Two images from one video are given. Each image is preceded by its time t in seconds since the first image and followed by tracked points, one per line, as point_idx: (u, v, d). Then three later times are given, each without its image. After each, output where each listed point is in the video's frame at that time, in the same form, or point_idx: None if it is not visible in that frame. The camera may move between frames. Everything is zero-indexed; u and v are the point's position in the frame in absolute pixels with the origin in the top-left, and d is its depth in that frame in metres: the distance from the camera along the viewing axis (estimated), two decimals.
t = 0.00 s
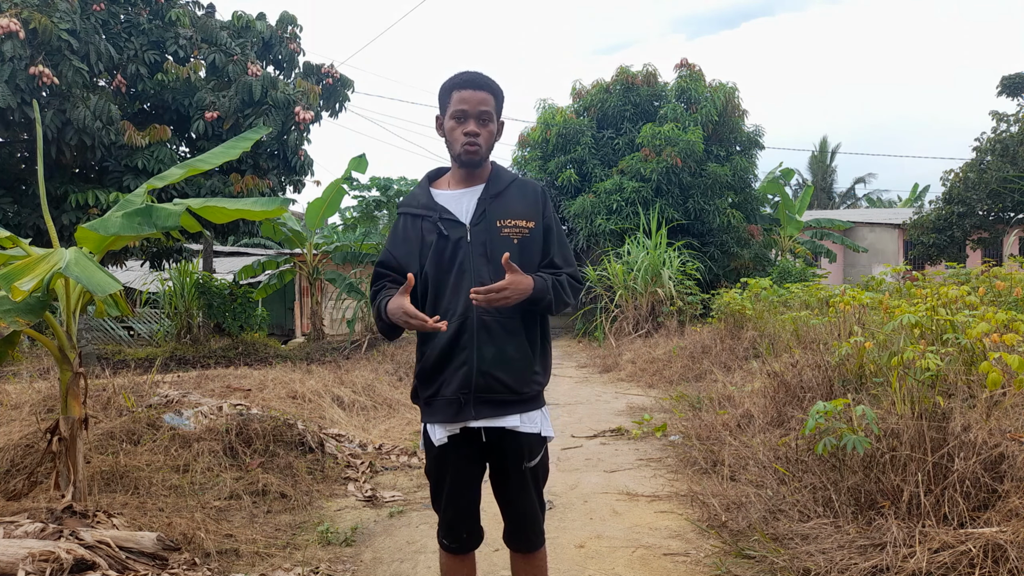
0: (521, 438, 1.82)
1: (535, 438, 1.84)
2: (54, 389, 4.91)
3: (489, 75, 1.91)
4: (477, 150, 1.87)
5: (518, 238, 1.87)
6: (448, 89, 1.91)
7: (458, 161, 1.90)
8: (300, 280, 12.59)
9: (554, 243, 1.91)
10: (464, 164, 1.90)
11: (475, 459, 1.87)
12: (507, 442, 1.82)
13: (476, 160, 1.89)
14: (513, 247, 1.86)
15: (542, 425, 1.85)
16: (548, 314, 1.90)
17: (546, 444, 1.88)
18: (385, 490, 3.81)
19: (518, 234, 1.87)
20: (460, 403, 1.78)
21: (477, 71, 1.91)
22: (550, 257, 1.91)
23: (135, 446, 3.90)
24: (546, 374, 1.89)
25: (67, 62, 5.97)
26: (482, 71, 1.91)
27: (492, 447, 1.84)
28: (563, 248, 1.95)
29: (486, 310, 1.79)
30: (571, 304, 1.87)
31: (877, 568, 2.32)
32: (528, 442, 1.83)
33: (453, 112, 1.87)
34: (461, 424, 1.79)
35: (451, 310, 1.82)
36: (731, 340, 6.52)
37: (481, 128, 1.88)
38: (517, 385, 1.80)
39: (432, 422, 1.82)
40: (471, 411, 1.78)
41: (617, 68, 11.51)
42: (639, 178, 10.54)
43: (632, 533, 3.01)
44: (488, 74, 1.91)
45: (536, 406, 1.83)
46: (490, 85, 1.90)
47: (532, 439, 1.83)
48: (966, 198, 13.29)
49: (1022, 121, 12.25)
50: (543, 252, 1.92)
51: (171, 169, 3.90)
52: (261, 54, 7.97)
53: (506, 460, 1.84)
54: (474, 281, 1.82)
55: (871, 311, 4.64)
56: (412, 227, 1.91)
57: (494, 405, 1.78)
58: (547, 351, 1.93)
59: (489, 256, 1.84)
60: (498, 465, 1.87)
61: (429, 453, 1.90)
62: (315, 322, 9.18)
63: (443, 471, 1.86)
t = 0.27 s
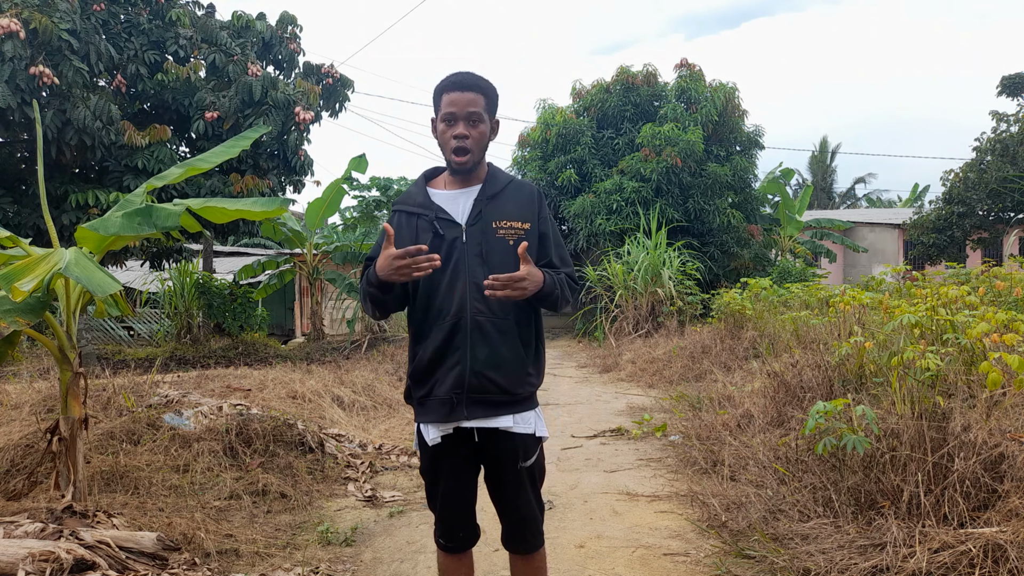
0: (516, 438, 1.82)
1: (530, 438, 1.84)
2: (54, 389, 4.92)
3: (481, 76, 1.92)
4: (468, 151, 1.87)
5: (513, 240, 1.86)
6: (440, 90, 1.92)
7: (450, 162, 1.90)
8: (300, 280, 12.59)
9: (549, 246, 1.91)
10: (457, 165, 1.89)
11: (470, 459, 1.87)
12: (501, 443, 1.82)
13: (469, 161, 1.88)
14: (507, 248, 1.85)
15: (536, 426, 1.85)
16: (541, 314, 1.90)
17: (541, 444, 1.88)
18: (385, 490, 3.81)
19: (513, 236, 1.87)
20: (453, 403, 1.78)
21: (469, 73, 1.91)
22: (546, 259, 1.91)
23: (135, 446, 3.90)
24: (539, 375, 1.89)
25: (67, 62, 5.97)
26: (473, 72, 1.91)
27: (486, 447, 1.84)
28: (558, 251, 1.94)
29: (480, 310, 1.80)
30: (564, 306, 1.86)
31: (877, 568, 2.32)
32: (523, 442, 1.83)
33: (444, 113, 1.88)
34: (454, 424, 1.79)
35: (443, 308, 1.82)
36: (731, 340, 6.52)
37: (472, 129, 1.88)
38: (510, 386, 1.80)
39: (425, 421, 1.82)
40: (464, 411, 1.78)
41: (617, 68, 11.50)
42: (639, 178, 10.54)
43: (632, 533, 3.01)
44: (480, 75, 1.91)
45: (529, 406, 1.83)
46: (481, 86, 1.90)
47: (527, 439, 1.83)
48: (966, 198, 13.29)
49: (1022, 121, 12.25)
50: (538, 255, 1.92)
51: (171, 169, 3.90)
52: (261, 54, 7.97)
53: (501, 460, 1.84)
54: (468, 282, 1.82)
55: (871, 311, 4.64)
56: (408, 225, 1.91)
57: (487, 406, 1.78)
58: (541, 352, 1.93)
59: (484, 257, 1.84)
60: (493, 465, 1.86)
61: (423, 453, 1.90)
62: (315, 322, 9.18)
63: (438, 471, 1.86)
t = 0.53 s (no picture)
0: (514, 437, 1.81)
1: (528, 437, 1.84)
2: (54, 389, 4.91)
3: (482, 76, 1.91)
4: (469, 153, 1.87)
5: (508, 240, 1.87)
6: (440, 90, 1.91)
7: (449, 162, 1.90)
8: (300, 280, 12.59)
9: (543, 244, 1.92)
10: (456, 166, 1.89)
11: (468, 459, 1.87)
12: (499, 443, 1.82)
13: (468, 162, 1.89)
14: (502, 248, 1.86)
15: (534, 424, 1.85)
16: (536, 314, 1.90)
17: (539, 442, 1.88)
18: (385, 490, 3.81)
19: (508, 236, 1.87)
20: (451, 403, 1.78)
21: (469, 73, 1.90)
22: (537, 258, 1.91)
23: (135, 446, 3.90)
24: (535, 375, 1.89)
25: (67, 62, 5.97)
26: (475, 72, 1.90)
27: (484, 447, 1.84)
28: (552, 250, 1.94)
29: (477, 310, 1.80)
30: (558, 305, 1.86)
31: (877, 568, 2.32)
32: (521, 441, 1.82)
33: (445, 113, 1.87)
34: (452, 424, 1.79)
35: (438, 311, 1.82)
36: (731, 340, 6.52)
37: (473, 130, 1.88)
38: (508, 386, 1.79)
39: (423, 422, 1.82)
40: (462, 411, 1.78)
41: (617, 68, 11.50)
42: (639, 178, 10.54)
43: (632, 533, 3.01)
44: (480, 76, 1.91)
45: (527, 405, 1.83)
46: (482, 87, 1.89)
47: (525, 438, 1.83)
48: (966, 198, 13.29)
49: (1022, 121, 12.25)
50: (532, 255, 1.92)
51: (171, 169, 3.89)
52: (261, 54, 7.97)
53: (499, 459, 1.83)
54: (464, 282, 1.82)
55: (871, 311, 4.64)
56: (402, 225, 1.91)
57: (485, 405, 1.78)
58: (537, 351, 1.93)
59: (479, 257, 1.84)
60: (491, 464, 1.86)
61: (421, 453, 1.90)
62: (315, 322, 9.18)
63: (436, 470, 1.86)
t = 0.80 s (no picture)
0: (517, 437, 1.82)
1: (531, 436, 1.84)
2: (54, 389, 4.92)
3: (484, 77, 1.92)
4: (474, 151, 1.87)
5: (510, 241, 1.87)
6: (443, 90, 1.91)
7: (453, 161, 1.90)
8: (300, 280, 12.59)
9: (544, 245, 1.92)
10: (460, 165, 1.89)
11: (471, 458, 1.87)
12: (502, 443, 1.82)
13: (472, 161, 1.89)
14: (505, 249, 1.86)
15: (537, 424, 1.85)
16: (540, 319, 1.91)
17: (543, 442, 1.88)
18: (385, 490, 3.81)
19: (510, 237, 1.87)
20: (456, 404, 1.79)
21: (472, 73, 1.91)
22: (538, 260, 1.90)
23: (135, 446, 3.90)
24: (538, 374, 1.89)
25: (67, 62, 5.97)
26: (478, 72, 1.91)
27: (487, 447, 1.84)
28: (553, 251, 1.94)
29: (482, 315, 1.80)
30: (559, 308, 1.87)
31: (877, 568, 2.32)
32: (524, 441, 1.82)
33: (450, 112, 1.87)
34: (456, 425, 1.79)
35: (441, 314, 1.83)
36: (731, 340, 6.52)
37: (477, 129, 1.88)
38: (511, 386, 1.80)
39: (427, 423, 1.82)
40: (467, 412, 1.78)
41: (617, 68, 11.50)
42: (639, 178, 10.54)
43: (632, 533, 3.01)
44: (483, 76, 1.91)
45: (530, 405, 1.84)
46: (485, 87, 1.90)
47: (529, 437, 1.83)
48: (966, 198, 13.30)
49: (1022, 121, 12.25)
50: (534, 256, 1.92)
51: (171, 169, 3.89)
52: (261, 54, 7.97)
53: (502, 459, 1.83)
54: (468, 283, 1.82)
55: (871, 311, 4.64)
56: (405, 227, 1.90)
57: (489, 406, 1.79)
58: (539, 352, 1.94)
59: (482, 259, 1.84)
60: (493, 464, 1.86)
61: (424, 453, 1.89)
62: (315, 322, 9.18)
63: (438, 470, 1.86)
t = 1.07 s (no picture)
0: (524, 437, 1.81)
1: (538, 436, 1.83)
2: (54, 389, 4.91)
3: (485, 74, 1.91)
4: (477, 148, 1.87)
5: (520, 240, 1.87)
6: (444, 90, 1.92)
7: (458, 160, 1.90)
8: (300, 280, 12.59)
9: (555, 243, 1.91)
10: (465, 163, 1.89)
11: (477, 459, 1.87)
12: (509, 442, 1.82)
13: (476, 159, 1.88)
14: (514, 249, 1.86)
15: (545, 424, 1.85)
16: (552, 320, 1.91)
17: (549, 442, 1.88)
18: (386, 490, 3.81)
19: (519, 235, 1.87)
20: (463, 404, 1.79)
21: (472, 71, 1.91)
22: (548, 258, 1.90)
23: (135, 446, 3.90)
24: (547, 374, 1.89)
25: (67, 62, 5.97)
26: (478, 69, 1.91)
27: (494, 446, 1.85)
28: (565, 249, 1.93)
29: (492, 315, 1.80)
30: (570, 308, 1.85)
31: (877, 568, 2.32)
32: (531, 441, 1.82)
33: (451, 111, 1.87)
34: (464, 425, 1.79)
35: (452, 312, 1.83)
36: (731, 340, 6.52)
37: (480, 126, 1.87)
38: (519, 386, 1.79)
39: (435, 422, 1.82)
40: (474, 412, 1.78)
41: (617, 68, 11.50)
42: (639, 178, 10.55)
43: (632, 533, 3.01)
44: (484, 74, 1.91)
45: (538, 405, 1.83)
46: (486, 84, 1.90)
47: (535, 438, 1.83)
48: (966, 198, 13.30)
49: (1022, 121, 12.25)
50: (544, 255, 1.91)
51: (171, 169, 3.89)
52: (261, 54, 7.97)
53: (508, 459, 1.83)
54: (477, 283, 1.83)
55: (871, 311, 4.64)
56: (414, 226, 1.91)
57: (497, 406, 1.79)
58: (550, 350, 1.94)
59: (491, 258, 1.84)
60: (500, 464, 1.86)
61: (430, 452, 1.90)
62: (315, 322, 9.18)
63: (444, 469, 1.86)
